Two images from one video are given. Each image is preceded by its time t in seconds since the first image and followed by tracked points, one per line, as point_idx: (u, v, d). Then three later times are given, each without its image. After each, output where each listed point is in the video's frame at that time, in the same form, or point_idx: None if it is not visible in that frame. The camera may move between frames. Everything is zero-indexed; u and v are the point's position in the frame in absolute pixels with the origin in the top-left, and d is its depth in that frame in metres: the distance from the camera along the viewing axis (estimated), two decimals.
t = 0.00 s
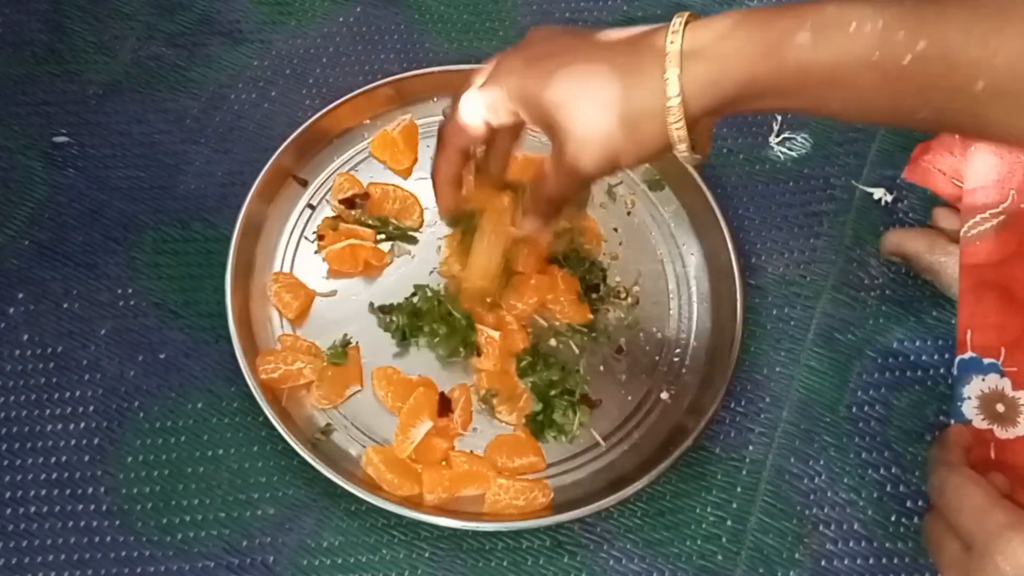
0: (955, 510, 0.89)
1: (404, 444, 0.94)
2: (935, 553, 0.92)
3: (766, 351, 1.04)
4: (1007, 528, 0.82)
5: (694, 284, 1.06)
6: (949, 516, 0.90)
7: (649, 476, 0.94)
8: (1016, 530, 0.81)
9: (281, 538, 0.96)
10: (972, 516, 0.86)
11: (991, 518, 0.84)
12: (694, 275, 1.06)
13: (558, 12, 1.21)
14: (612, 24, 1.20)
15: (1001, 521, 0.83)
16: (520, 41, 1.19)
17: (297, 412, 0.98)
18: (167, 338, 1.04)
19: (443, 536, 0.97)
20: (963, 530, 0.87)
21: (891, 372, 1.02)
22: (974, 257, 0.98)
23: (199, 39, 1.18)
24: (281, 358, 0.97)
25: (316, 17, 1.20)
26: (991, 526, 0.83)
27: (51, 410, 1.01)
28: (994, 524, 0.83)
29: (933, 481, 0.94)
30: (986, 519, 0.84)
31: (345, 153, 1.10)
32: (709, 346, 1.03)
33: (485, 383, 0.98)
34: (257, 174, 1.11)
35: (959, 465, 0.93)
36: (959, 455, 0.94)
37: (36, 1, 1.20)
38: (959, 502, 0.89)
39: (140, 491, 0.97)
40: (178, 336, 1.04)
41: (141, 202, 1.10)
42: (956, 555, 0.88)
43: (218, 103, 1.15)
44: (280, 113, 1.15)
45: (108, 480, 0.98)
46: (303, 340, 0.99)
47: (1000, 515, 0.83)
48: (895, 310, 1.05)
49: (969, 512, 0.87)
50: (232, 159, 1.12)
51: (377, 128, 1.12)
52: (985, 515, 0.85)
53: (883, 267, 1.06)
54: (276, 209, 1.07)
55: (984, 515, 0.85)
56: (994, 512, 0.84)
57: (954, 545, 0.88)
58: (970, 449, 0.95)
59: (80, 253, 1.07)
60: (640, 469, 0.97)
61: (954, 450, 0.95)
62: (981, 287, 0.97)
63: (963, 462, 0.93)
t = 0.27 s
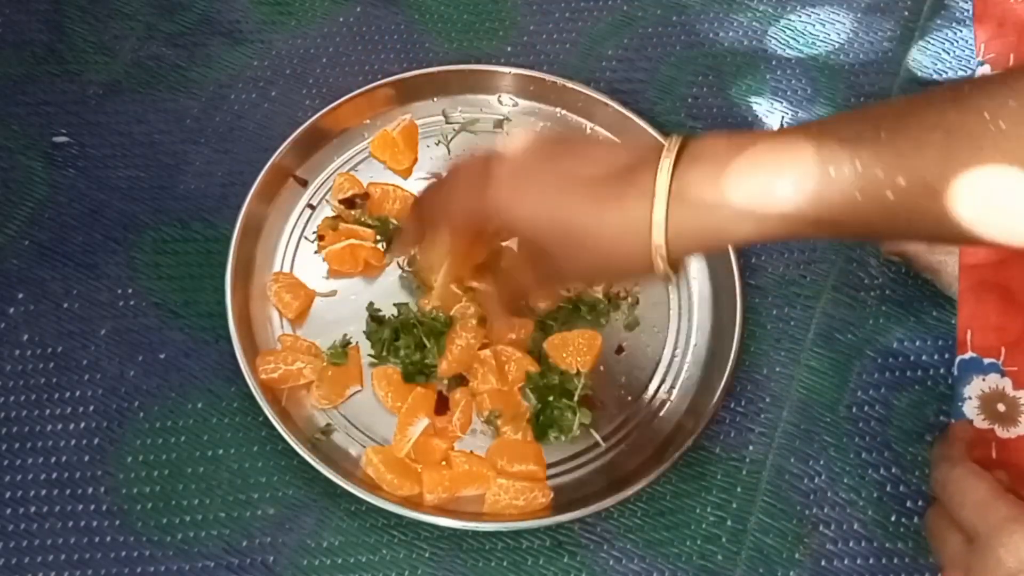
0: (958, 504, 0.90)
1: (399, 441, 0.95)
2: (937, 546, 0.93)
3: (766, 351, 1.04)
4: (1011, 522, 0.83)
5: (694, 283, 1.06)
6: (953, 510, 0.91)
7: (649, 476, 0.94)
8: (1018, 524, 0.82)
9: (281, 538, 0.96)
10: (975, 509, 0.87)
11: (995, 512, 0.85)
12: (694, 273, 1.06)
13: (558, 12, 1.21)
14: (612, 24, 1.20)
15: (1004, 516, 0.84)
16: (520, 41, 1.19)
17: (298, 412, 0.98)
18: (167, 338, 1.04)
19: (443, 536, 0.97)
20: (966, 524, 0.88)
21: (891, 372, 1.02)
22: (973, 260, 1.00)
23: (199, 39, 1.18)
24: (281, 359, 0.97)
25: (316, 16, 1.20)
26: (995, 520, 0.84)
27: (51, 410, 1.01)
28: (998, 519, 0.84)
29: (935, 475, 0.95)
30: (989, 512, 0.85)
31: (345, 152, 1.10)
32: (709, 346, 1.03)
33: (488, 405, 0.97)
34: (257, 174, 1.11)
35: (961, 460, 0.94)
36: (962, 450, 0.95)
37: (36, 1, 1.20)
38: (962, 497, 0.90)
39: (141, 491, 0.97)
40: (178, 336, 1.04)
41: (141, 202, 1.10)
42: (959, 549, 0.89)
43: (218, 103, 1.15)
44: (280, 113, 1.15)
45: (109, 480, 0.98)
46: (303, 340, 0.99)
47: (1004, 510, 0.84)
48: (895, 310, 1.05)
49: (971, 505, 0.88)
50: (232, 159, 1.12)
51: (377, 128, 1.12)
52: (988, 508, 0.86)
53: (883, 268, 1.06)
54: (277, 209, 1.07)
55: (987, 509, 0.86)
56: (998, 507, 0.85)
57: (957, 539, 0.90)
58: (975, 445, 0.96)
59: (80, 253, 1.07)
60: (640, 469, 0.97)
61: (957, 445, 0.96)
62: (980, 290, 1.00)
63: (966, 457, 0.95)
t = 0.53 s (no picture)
0: (994, 492, 0.86)
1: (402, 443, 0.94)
2: (964, 532, 0.88)
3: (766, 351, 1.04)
4: None
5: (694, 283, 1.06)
6: (987, 497, 0.87)
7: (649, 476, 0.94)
8: None
9: (281, 538, 0.96)
10: (1014, 498, 0.83)
11: None
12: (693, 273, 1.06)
13: (558, 12, 1.21)
14: (612, 24, 1.20)
15: None
16: (520, 41, 1.19)
17: (298, 412, 0.98)
18: (167, 338, 1.04)
19: (443, 536, 0.97)
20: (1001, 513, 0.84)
21: (891, 372, 1.02)
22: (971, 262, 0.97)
23: (199, 39, 1.18)
24: (281, 358, 0.97)
25: (316, 16, 1.20)
26: None
27: (51, 410, 1.01)
28: None
29: (970, 462, 0.91)
30: None
31: (345, 152, 1.10)
32: (709, 346, 1.03)
33: (511, 408, 0.96)
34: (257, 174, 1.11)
35: (1000, 449, 0.89)
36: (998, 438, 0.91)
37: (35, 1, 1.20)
38: (997, 484, 0.85)
39: (141, 491, 0.97)
40: (178, 336, 1.04)
41: (141, 202, 1.10)
42: (989, 535, 0.84)
43: (218, 103, 1.15)
44: (280, 113, 1.15)
45: (109, 480, 0.98)
46: (303, 340, 0.99)
47: None
48: (895, 310, 1.04)
49: (1008, 493, 0.84)
50: (232, 159, 1.12)
51: (377, 128, 1.12)
52: None
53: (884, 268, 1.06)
54: (277, 209, 1.07)
55: None
56: None
57: (987, 526, 0.85)
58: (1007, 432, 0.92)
59: (80, 253, 1.07)
60: (642, 466, 0.97)
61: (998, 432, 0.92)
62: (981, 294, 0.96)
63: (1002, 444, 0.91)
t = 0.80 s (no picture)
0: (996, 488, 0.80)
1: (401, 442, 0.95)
2: (968, 529, 0.84)
3: (766, 351, 1.04)
4: None
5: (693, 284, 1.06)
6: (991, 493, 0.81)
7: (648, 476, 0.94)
8: None
9: (280, 538, 0.96)
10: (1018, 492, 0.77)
11: None
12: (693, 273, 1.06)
13: (558, 12, 1.21)
14: (612, 24, 1.20)
15: None
16: (520, 41, 1.19)
17: (298, 412, 0.98)
18: (167, 338, 1.04)
19: (442, 536, 0.97)
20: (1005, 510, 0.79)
21: (891, 372, 1.02)
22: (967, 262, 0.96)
23: (199, 39, 1.18)
24: (281, 358, 0.97)
25: (316, 17, 1.20)
26: None
27: (51, 410, 1.01)
28: None
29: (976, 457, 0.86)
30: None
31: (345, 152, 1.10)
32: (709, 345, 1.03)
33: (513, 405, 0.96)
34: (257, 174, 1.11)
35: (1005, 442, 0.85)
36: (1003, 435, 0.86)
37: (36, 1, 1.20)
38: (1003, 479, 0.80)
39: (140, 491, 0.97)
40: (178, 336, 1.04)
41: (141, 202, 1.10)
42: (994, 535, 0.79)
43: (218, 103, 1.15)
44: (280, 113, 1.15)
45: (108, 480, 0.98)
46: (303, 340, 0.99)
47: None
48: (895, 310, 1.05)
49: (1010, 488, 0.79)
50: (232, 159, 1.12)
51: (377, 127, 1.12)
52: None
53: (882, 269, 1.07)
54: (277, 209, 1.07)
55: None
56: None
57: (993, 525, 0.80)
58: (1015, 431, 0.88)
59: (80, 253, 1.07)
60: (640, 466, 0.97)
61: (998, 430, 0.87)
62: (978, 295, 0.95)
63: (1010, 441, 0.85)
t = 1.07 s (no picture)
0: (990, 495, 0.86)
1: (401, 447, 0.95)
2: (961, 530, 0.88)
3: (766, 351, 1.04)
4: None
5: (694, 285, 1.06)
6: (983, 500, 0.86)
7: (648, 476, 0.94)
8: None
9: (280, 538, 0.96)
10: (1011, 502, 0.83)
11: None
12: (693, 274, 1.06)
13: (558, 12, 1.21)
14: (612, 24, 1.20)
15: None
16: (520, 41, 1.19)
17: (297, 412, 0.98)
18: (167, 338, 1.04)
19: (442, 536, 0.97)
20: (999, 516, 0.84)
21: (891, 373, 1.02)
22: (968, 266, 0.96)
23: (199, 39, 1.18)
24: (281, 358, 0.97)
25: (315, 16, 1.20)
26: None
27: (52, 410, 1.01)
28: None
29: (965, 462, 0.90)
30: None
31: (345, 152, 1.10)
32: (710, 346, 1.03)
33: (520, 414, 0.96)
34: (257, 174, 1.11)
35: (995, 447, 0.89)
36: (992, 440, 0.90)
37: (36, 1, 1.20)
38: (997, 485, 0.85)
39: (141, 491, 0.97)
40: (178, 336, 1.04)
41: (140, 202, 1.10)
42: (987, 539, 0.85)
43: (218, 103, 1.15)
44: (279, 113, 1.15)
45: (109, 480, 0.98)
46: (303, 340, 0.99)
47: None
48: (895, 310, 1.05)
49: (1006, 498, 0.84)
50: (231, 159, 1.12)
51: (377, 128, 1.12)
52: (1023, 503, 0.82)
53: (882, 268, 1.06)
54: (277, 209, 1.07)
55: None
56: None
57: (984, 528, 0.86)
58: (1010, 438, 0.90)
59: (80, 253, 1.07)
60: (640, 467, 0.96)
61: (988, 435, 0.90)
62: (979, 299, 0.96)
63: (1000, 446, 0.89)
